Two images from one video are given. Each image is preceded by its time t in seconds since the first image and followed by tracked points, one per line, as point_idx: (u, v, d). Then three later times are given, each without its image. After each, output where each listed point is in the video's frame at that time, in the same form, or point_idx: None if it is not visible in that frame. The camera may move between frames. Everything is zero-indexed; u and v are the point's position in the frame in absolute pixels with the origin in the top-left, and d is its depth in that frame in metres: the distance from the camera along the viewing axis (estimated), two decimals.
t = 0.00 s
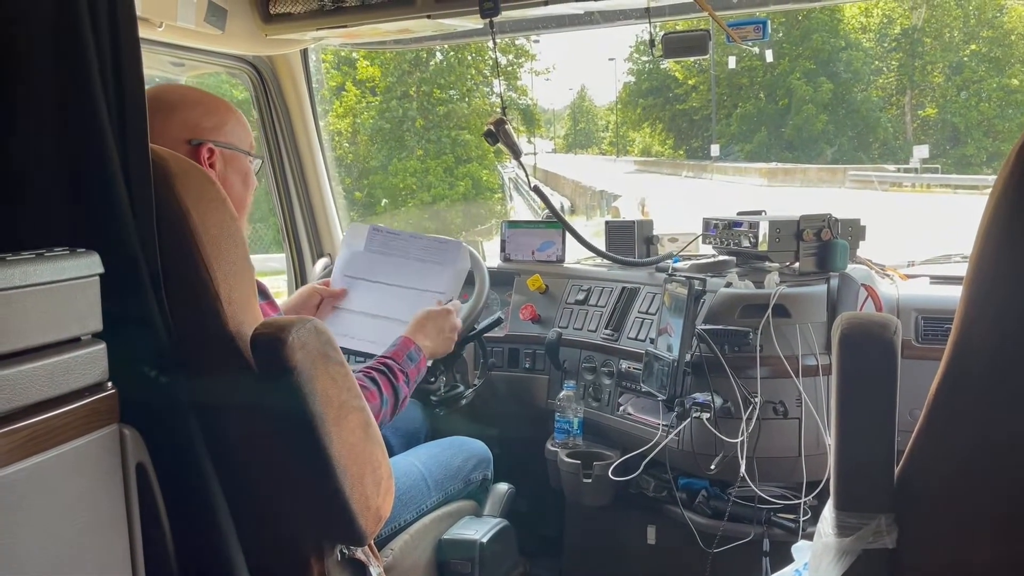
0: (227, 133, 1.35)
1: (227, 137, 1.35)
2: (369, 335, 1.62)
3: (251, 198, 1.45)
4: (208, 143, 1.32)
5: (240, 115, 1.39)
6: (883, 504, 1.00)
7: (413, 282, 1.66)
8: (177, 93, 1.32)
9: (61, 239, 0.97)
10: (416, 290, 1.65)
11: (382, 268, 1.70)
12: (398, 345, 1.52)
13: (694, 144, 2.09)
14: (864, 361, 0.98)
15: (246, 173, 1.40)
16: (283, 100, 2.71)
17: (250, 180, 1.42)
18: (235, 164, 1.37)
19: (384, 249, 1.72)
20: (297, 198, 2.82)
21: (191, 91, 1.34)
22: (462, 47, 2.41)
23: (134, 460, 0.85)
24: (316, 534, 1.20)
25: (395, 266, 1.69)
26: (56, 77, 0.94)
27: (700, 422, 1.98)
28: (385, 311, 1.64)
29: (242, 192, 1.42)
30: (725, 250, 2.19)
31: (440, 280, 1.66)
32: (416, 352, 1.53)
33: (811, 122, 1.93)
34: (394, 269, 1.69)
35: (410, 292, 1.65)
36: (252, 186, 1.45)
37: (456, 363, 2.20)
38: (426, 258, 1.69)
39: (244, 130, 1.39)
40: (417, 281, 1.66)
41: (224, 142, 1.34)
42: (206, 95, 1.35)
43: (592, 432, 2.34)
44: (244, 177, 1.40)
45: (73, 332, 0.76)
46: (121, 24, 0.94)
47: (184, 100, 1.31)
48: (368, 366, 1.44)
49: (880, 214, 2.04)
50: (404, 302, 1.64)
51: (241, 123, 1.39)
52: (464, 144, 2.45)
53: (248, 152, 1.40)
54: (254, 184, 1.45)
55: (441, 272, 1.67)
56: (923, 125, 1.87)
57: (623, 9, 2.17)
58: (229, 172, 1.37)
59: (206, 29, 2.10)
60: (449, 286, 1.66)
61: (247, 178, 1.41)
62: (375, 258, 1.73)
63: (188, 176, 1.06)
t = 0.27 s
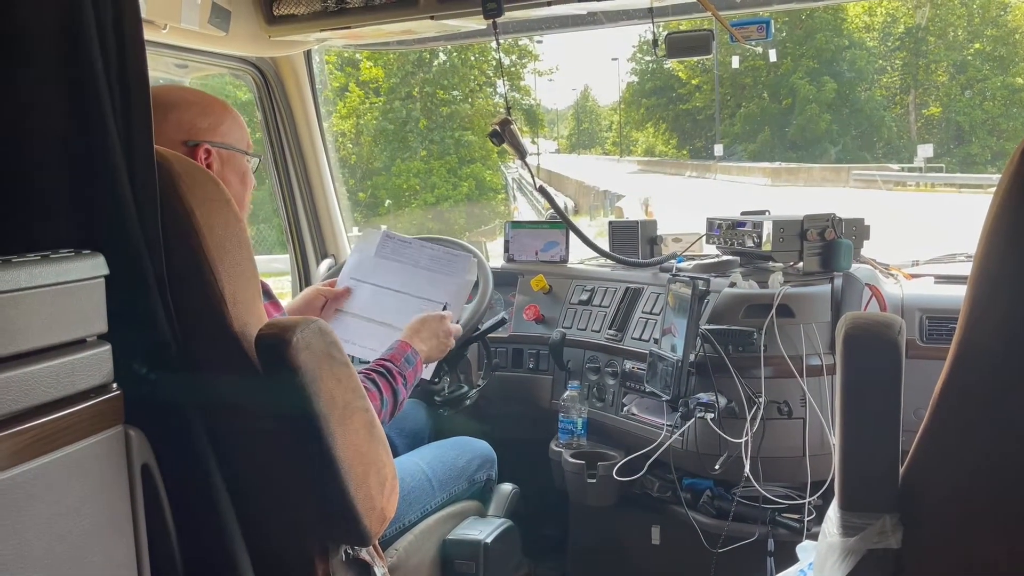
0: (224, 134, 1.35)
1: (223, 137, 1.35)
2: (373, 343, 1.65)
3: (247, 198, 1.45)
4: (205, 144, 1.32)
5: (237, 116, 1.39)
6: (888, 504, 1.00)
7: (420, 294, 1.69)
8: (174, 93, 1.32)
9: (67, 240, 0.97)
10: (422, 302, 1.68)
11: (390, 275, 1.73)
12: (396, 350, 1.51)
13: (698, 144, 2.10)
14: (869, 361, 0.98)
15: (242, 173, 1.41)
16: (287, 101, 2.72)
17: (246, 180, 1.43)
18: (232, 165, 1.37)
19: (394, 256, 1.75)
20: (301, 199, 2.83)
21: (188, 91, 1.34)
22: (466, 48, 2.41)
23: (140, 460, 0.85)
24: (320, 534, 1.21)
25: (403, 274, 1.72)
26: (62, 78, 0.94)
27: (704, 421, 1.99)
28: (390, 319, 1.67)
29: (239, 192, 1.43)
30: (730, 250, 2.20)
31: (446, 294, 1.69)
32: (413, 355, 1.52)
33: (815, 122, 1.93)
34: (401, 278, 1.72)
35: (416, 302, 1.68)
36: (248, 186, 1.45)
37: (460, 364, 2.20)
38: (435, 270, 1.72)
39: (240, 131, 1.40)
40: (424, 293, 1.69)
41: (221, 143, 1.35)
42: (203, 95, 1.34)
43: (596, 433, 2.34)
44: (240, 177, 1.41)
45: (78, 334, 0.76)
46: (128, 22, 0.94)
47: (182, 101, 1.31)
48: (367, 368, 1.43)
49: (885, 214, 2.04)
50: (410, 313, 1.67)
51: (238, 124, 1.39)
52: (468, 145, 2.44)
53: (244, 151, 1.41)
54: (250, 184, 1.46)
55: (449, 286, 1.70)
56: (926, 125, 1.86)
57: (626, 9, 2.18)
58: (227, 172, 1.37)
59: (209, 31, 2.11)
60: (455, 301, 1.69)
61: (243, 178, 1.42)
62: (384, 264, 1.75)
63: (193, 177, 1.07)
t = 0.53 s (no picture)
0: (224, 134, 1.35)
1: (223, 136, 1.35)
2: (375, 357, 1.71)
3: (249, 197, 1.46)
4: (205, 144, 1.32)
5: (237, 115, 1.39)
6: (893, 503, 1.00)
7: (432, 321, 1.72)
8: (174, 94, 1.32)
9: (71, 238, 0.97)
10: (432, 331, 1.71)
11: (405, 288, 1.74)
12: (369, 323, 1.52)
13: (702, 142, 2.08)
14: (872, 359, 0.98)
15: (243, 172, 1.41)
16: (290, 101, 2.72)
17: (248, 180, 1.43)
18: (233, 164, 1.38)
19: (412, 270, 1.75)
20: (305, 199, 2.83)
21: (189, 92, 1.34)
22: (469, 47, 2.41)
23: (144, 460, 0.85)
24: (324, 533, 1.21)
25: (419, 293, 1.74)
26: (66, 78, 0.94)
27: (708, 420, 1.98)
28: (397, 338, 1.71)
29: (240, 192, 1.43)
30: (733, 249, 2.17)
31: (458, 329, 1.72)
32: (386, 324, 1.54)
33: (819, 120, 1.93)
34: (417, 295, 1.74)
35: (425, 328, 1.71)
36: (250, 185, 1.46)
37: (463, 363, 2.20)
38: (452, 298, 1.74)
39: (240, 130, 1.40)
40: (436, 321, 1.72)
41: (221, 142, 1.35)
42: (204, 96, 1.35)
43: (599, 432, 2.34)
44: (241, 177, 1.41)
45: (82, 334, 0.76)
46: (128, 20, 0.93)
47: (182, 101, 1.32)
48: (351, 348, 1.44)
49: (889, 212, 2.02)
50: (417, 338, 1.71)
51: (238, 123, 1.39)
52: (471, 144, 2.44)
53: (244, 151, 1.41)
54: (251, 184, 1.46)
55: (462, 321, 1.73)
56: (930, 123, 1.86)
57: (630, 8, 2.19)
58: (228, 172, 1.37)
59: (213, 31, 2.11)
60: (464, 338, 1.71)
61: (244, 178, 1.42)
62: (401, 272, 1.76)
63: (196, 177, 1.07)
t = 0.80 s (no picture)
0: (232, 133, 1.35)
1: (230, 134, 1.35)
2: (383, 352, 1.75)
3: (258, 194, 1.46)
4: (214, 144, 1.33)
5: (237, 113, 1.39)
6: (898, 501, 1.00)
7: (437, 310, 1.76)
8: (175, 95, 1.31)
9: (74, 239, 0.98)
10: (437, 320, 1.75)
11: (409, 279, 1.79)
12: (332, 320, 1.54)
13: (704, 140, 2.08)
14: (878, 357, 0.97)
15: (251, 169, 1.41)
16: (292, 100, 2.72)
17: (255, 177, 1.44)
18: (242, 162, 1.38)
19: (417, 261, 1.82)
20: (308, 198, 2.84)
21: (189, 92, 1.33)
22: (471, 46, 2.42)
23: (149, 459, 0.85)
24: (329, 532, 1.21)
25: (423, 283, 1.79)
26: (70, 79, 0.94)
27: (712, 419, 1.98)
28: (404, 330, 1.76)
29: (249, 189, 1.43)
30: (737, 247, 2.16)
31: (463, 316, 1.76)
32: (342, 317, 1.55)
33: (822, 118, 1.92)
34: (421, 286, 1.79)
35: (430, 317, 1.76)
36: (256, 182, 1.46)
37: (467, 362, 2.21)
38: (456, 285, 1.79)
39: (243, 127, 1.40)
40: (441, 310, 1.76)
41: (230, 141, 1.35)
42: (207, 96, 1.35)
43: (603, 430, 2.35)
44: (250, 173, 1.41)
45: (87, 334, 0.76)
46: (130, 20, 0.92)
47: (190, 103, 1.31)
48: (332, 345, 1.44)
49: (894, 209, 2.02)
50: (424, 327, 1.75)
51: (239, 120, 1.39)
52: (474, 143, 2.45)
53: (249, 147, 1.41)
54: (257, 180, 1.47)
55: (466, 308, 1.77)
56: (934, 120, 1.85)
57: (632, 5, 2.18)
58: (238, 170, 1.38)
59: (216, 30, 2.11)
60: (470, 325, 1.75)
61: (252, 175, 1.43)
62: (406, 264, 1.82)
63: (200, 177, 1.07)
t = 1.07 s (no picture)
0: (238, 131, 1.35)
1: (236, 133, 1.35)
2: (384, 350, 1.75)
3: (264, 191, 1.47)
4: (222, 144, 1.32)
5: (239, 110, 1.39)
6: (901, 498, 1.00)
7: (438, 312, 1.82)
8: (178, 94, 1.30)
9: (74, 237, 0.97)
10: (439, 320, 1.80)
11: (410, 285, 1.86)
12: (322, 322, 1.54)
13: (706, 138, 2.09)
14: (881, 355, 0.97)
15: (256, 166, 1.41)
16: (293, 98, 2.72)
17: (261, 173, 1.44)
18: (249, 159, 1.38)
19: (418, 271, 1.90)
20: (309, 196, 2.83)
21: (191, 89, 1.33)
22: (472, 44, 2.41)
23: (150, 458, 0.85)
24: (331, 530, 1.21)
25: (425, 289, 1.86)
26: (70, 78, 0.94)
27: (714, 416, 1.98)
28: (405, 329, 1.78)
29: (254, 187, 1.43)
30: (738, 245, 2.15)
31: (464, 317, 1.82)
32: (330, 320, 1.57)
33: (823, 115, 1.92)
34: (422, 291, 1.85)
35: (432, 318, 1.80)
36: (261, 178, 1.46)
37: (468, 361, 2.21)
38: (457, 290, 1.86)
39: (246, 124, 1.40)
40: (442, 312, 1.82)
41: (236, 139, 1.35)
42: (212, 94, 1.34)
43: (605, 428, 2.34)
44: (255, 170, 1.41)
45: (88, 332, 0.76)
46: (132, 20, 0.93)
47: (196, 103, 1.30)
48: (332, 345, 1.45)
49: (896, 206, 2.01)
50: (424, 327, 1.79)
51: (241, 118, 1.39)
52: (474, 141, 2.45)
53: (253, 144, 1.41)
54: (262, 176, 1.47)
55: (468, 309, 1.83)
56: (936, 117, 1.85)
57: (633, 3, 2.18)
58: (246, 169, 1.38)
59: (217, 28, 2.11)
60: (471, 325, 1.81)
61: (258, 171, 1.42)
62: (407, 274, 1.89)
63: (202, 176, 1.06)
